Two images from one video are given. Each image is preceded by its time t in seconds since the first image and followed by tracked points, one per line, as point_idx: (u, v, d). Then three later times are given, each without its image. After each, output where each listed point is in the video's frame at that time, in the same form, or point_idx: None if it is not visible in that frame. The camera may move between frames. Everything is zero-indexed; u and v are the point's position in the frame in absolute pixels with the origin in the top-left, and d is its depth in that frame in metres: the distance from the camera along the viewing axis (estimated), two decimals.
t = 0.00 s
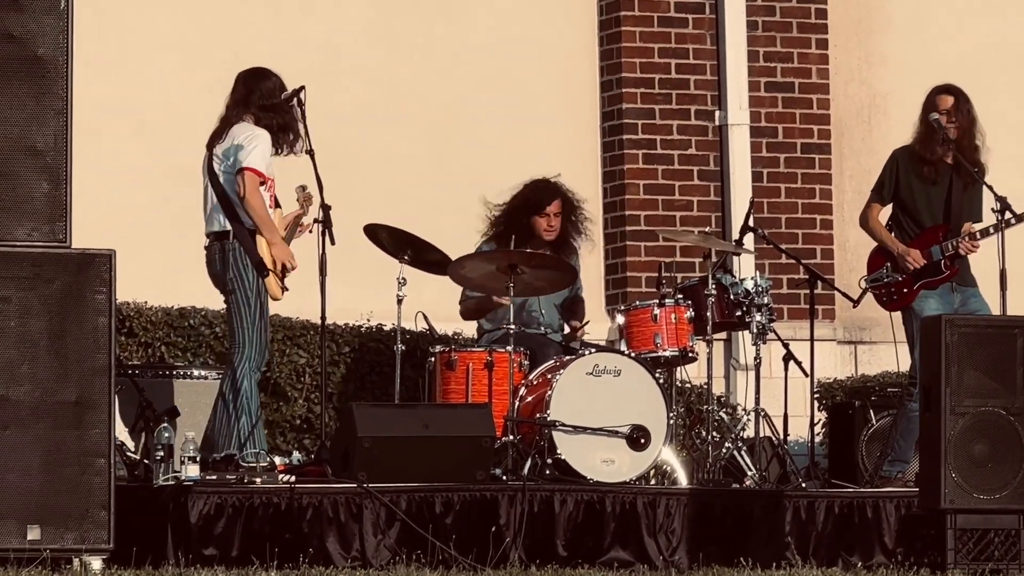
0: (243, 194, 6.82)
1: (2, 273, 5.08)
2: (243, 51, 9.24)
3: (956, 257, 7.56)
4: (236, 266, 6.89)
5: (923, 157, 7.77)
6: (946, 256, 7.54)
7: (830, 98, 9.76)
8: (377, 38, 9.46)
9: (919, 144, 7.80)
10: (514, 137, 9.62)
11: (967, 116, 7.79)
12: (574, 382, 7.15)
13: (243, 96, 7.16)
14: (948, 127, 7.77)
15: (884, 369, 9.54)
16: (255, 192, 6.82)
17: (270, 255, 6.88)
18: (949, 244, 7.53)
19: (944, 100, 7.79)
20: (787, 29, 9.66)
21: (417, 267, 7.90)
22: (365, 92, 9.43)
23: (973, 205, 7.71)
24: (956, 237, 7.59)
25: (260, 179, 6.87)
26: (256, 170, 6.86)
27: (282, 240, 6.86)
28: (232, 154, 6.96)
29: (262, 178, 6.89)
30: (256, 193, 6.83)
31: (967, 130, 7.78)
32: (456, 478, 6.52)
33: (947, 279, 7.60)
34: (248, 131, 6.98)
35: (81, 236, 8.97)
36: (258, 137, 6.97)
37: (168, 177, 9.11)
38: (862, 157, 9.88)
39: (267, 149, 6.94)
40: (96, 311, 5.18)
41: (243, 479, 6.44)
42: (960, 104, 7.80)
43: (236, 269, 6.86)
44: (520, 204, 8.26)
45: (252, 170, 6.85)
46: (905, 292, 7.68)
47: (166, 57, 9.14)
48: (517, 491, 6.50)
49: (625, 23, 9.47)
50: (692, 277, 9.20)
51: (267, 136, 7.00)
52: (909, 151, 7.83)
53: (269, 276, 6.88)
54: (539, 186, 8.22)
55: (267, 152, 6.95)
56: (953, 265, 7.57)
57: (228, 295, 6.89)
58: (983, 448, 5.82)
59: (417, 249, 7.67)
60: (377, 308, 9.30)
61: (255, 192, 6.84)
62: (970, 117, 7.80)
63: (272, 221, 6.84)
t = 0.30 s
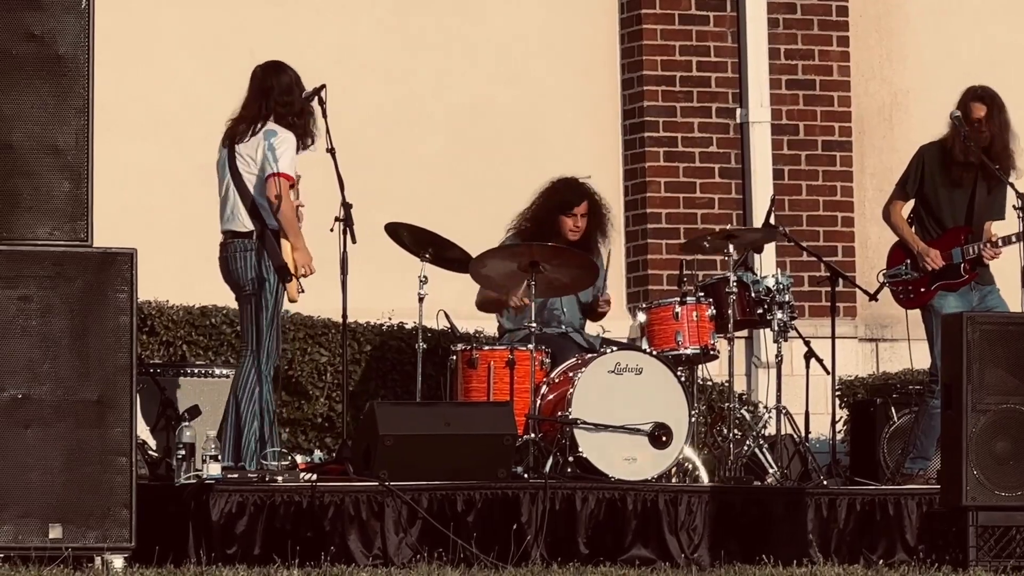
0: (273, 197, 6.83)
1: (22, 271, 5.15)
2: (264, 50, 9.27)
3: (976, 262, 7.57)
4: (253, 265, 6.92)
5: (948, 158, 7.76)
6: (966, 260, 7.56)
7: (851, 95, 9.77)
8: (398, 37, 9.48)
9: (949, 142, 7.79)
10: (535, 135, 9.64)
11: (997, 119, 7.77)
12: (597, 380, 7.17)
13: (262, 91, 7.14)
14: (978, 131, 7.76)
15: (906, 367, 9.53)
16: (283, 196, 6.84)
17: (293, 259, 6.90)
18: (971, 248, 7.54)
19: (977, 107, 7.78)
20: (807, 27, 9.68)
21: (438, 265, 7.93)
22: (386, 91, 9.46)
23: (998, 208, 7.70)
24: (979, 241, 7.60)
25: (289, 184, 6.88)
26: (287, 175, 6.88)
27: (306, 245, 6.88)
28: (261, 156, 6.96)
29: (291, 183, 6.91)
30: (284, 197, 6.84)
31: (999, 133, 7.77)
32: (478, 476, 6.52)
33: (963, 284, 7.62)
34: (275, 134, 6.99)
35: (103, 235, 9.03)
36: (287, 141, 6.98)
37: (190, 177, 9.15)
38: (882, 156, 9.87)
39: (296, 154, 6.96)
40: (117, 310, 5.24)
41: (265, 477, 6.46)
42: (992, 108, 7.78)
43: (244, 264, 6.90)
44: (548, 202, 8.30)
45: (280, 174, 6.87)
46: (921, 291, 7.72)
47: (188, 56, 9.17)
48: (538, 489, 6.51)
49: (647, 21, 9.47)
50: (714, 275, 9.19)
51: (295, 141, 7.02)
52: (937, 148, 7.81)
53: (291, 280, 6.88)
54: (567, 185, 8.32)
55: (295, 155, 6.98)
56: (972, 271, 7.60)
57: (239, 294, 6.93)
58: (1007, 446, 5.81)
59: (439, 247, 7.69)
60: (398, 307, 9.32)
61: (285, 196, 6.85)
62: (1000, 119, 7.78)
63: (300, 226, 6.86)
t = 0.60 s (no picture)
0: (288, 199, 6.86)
1: (45, 273, 5.29)
2: (286, 53, 9.32)
3: (998, 254, 7.58)
4: (270, 267, 6.94)
5: (967, 154, 7.79)
6: (989, 253, 7.57)
7: (870, 96, 9.79)
8: (419, 39, 9.52)
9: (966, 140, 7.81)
10: (555, 137, 9.67)
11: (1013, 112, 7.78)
12: (616, 381, 7.21)
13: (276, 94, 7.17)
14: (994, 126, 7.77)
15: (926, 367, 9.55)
16: (298, 198, 6.88)
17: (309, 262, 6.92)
18: (992, 241, 7.56)
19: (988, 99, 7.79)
20: (827, 28, 9.69)
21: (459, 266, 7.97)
22: (407, 93, 9.50)
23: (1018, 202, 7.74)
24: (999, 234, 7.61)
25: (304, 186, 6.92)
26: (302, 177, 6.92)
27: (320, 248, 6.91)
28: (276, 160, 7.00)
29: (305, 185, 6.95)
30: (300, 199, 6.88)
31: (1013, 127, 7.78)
32: (499, 477, 6.56)
33: (988, 276, 7.63)
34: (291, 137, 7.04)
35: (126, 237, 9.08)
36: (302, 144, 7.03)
37: (213, 179, 9.20)
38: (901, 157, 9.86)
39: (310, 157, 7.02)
40: (139, 312, 5.38)
41: (287, 478, 6.49)
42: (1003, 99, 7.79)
43: (262, 265, 6.92)
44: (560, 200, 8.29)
45: (295, 176, 6.91)
46: (946, 287, 7.71)
47: (210, 58, 9.22)
48: (559, 490, 6.54)
49: (666, 22, 9.50)
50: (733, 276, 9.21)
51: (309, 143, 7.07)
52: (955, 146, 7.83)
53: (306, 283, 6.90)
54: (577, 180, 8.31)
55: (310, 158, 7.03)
56: (995, 263, 7.60)
57: (256, 293, 6.94)
58: None
59: (459, 248, 7.73)
60: (419, 307, 9.37)
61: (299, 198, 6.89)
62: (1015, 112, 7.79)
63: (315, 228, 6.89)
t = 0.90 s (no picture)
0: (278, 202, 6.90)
1: (64, 276, 5.35)
2: (303, 57, 9.36)
3: (1010, 261, 7.61)
4: (276, 271, 6.98)
5: (983, 153, 7.82)
6: (1001, 258, 7.61)
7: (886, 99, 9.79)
8: (435, 42, 9.56)
9: (984, 141, 7.84)
10: (572, 140, 9.71)
11: None
12: (633, 384, 7.21)
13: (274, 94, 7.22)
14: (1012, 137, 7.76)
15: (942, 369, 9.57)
16: (291, 201, 6.90)
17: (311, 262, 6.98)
18: (1006, 246, 7.59)
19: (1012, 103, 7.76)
20: (842, 31, 9.72)
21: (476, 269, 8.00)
22: (424, 96, 9.54)
23: None
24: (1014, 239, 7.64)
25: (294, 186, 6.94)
26: (291, 178, 6.94)
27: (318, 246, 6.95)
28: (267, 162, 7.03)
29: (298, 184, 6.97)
30: (292, 202, 6.90)
31: None
32: (517, 480, 6.57)
33: (998, 281, 7.66)
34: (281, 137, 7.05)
35: (145, 240, 9.13)
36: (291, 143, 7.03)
37: (231, 182, 9.25)
38: (918, 160, 9.92)
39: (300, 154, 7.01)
40: (159, 315, 5.43)
41: (305, 481, 6.54)
42: None
43: (268, 270, 6.96)
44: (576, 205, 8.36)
45: (288, 179, 6.92)
46: (955, 287, 7.74)
47: (228, 62, 9.27)
48: (577, 493, 6.55)
49: (683, 26, 9.54)
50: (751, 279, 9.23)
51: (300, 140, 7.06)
52: (974, 146, 7.87)
53: (313, 284, 6.96)
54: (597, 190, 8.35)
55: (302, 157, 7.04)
56: (1008, 269, 7.63)
57: (267, 298, 6.98)
58: None
59: (477, 250, 7.76)
60: (437, 310, 9.42)
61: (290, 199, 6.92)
62: None
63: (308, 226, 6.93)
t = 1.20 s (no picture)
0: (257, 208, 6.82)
1: (79, 281, 5.39)
2: (318, 62, 9.41)
3: None
4: (269, 275, 6.94)
5: (995, 159, 7.91)
6: (1016, 257, 7.59)
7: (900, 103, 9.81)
8: (449, 47, 9.60)
9: (996, 145, 7.93)
10: (585, 145, 9.74)
11: None
12: (647, 388, 7.26)
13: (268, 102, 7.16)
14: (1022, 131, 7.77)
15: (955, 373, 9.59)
16: (271, 205, 6.81)
17: (303, 264, 6.88)
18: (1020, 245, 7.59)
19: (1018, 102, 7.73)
20: (856, 36, 9.74)
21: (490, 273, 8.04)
22: (438, 101, 9.58)
23: None
24: None
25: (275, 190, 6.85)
26: (270, 183, 6.85)
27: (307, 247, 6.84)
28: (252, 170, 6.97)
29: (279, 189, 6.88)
30: (272, 206, 6.81)
31: None
32: (531, 483, 6.62)
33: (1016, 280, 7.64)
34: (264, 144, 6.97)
35: (160, 245, 9.17)
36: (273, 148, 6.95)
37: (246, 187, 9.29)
38: (931, 164, 9.94)
39: (281, 159, 6.92)
40: (173, 319, 5.47)
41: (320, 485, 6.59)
42: None
43: (262, 274, 6.93)
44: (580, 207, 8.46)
45: (267, 184, 6.84)
46: (973, 291, 7.75)
47: (243, 68, 9.32)
48: (591, 495, 6.60)
49: (696, 31, 9.58)
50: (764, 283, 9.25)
51: (282, 145, 6.97)
52: (985, 152, 7.95)
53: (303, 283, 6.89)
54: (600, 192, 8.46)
55: (285, 161, 6.94)
56: None
57: (265, 303, 6.94)
58: None
59: (491, 255, 7.80)
60: (451, 315, 9.44)
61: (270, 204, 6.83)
62: None
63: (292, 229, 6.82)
